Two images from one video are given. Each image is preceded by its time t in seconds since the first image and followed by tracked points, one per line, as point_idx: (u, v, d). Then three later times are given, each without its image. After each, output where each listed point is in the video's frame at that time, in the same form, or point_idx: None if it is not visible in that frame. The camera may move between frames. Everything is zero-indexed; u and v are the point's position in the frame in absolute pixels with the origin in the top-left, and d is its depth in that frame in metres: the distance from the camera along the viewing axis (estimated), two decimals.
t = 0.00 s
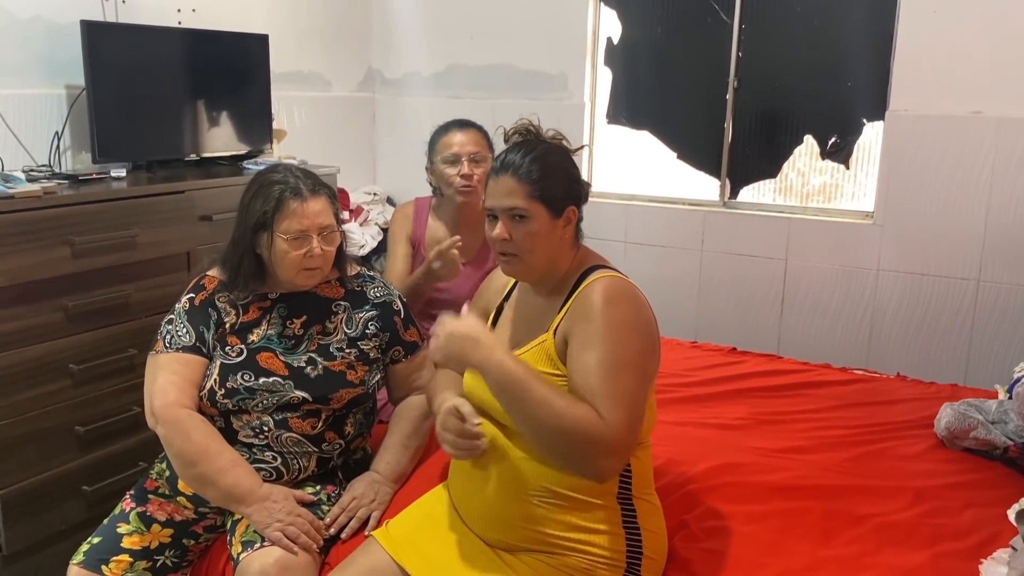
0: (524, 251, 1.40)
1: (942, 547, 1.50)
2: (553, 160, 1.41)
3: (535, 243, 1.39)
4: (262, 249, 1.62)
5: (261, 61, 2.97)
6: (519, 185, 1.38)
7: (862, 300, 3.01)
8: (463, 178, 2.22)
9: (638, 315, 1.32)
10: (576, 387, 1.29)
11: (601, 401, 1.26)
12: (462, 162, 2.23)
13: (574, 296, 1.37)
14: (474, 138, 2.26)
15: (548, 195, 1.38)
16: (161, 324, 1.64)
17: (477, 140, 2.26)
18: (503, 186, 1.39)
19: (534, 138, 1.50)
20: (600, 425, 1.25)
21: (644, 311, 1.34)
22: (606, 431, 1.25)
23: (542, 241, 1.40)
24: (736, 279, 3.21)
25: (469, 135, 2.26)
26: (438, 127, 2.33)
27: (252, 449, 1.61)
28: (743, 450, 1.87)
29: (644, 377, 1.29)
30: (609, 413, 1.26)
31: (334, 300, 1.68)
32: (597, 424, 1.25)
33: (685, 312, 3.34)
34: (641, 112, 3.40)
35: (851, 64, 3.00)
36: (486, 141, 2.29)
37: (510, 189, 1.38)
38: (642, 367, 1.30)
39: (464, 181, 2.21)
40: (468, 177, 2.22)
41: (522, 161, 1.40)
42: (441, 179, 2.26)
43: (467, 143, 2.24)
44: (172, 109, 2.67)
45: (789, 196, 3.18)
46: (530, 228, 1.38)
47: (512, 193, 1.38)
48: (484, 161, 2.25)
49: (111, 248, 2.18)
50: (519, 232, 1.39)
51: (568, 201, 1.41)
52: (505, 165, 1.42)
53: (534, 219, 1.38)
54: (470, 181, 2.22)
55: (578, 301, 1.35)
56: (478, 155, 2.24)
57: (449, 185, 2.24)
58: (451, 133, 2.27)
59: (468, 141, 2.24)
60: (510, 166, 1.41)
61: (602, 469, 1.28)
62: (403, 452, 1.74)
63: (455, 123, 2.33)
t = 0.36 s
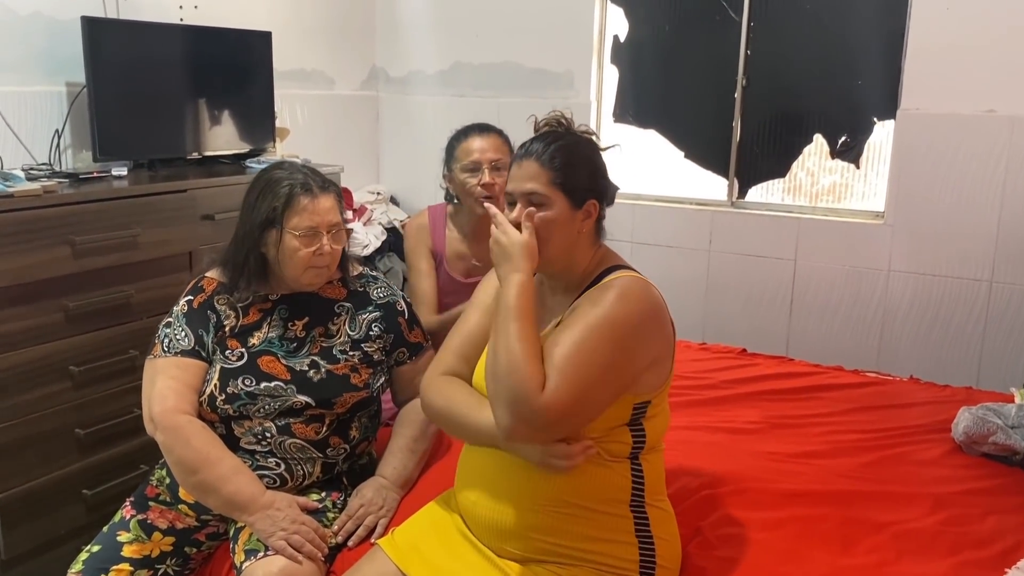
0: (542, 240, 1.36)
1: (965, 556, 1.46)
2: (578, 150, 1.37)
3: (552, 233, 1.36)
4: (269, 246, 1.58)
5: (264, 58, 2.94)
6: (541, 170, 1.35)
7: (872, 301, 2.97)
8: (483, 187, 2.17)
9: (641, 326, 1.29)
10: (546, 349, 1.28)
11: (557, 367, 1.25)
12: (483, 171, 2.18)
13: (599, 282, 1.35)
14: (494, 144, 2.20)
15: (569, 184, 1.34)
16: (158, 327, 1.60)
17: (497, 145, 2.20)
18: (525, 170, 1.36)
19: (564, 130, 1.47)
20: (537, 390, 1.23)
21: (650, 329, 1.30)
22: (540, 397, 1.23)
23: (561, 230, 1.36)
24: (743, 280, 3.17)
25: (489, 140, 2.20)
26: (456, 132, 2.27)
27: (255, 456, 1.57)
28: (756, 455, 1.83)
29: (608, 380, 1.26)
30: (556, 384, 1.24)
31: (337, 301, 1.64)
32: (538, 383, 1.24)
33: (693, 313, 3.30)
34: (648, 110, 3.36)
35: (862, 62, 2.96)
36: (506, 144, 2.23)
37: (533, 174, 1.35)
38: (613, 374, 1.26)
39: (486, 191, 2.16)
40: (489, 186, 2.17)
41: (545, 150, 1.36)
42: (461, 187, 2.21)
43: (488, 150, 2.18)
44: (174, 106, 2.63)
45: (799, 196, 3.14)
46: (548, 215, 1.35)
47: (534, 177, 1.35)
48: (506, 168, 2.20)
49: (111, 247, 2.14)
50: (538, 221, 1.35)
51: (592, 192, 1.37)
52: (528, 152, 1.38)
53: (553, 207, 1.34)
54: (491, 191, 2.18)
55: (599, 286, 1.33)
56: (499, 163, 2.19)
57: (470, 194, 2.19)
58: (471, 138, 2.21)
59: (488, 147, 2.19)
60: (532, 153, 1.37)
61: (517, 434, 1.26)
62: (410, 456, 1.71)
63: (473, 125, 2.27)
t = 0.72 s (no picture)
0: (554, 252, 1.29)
1: None
2: (596, 155, 1.29)
3: (568, 244, 1.28)
4: (282, 250, 1.50)
5: (265, 56, 2.86)
6: (555, 178, 1.26)
7: (890, 305, 2.89)
8: (474, 186, 2.12)
9: (667, 344, 1.20)
10: (568, 368, 1.21)
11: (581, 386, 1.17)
12: (474, 170, 2.12)
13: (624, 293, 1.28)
14: (490, 143, 2.13)
15: (585, 192, 1.26)
16: (148, 341, 1.51)
17: (492, 145, 2.13)
18: (538, 177, 1.27)
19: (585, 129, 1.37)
20: (558, 413, 1.16)
21: (676, 346, 1.22)
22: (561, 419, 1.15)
23: (576, 241, 1.28)
24: (757, 283, 3.09)
25: (484, 138, 2.12)
26: (456, 118, 2.19)
27: (254, 475, 1.51)
28: (779, 469, 1.76)
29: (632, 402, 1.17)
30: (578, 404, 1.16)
31: (337, 310, 1.57)
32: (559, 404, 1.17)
33: (704, 317, 3.22)
34: (659, 109, 3.27)
35: (880, 59, 2.87)
36: (502, 144, 2.15)
37: (546, 181, 1.27)
38: (637, 394, 1.18)
39: (474, 191, 2.11)
40: (480, 186, 2.12)
41: (562, 153, 1.28)
42: (453, 182, 2.17)
43: (481, 150, 2.11)
44: (172, 105, 2.55)
45: (814, 197, 3.06)
46: (563, 227, 1.27)
47: (547, 185, 1.26)
48: (498, 169, 2.13)
49: (107, 251, 2.06)
50: (552, 230, 1.27)
51: (610, 201, 1.29)
52: (544, 154, 1.30)
53: (569, 217, 1.26)
54: (480, 190, 2.12)
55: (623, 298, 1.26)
56: (491, 164, 2.12)
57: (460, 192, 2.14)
58: (467, 133, 2.14)
59: (483, 147, 2.12)
60: (548, 156, 1.29)
61: (537, 458, 1.19)
62: (417, 470, 1.63)
63: (475, 114, 2.18)
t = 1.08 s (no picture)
0: (578, 264, 1.22)
1: None
2: (627, 164, 1.22)
3: (594, 257, 1.21)
4: (285, 256, 1.44)
5: (273, 57, 2.80)
6: (584, 187, 1.20)
7: (914, 312, 2.81)
8: (486, 189, 2.08)
9: (702, 369, 1.14)
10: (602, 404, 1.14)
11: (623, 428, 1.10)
12: (486, 172, 2.08)
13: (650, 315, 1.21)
14: (505, 147, 2.10)
15: (615, 203, 1.20)
16: (154, 356, 1.45)
17: (507, 149, 2.09)
18: (567, 185, 1.22)
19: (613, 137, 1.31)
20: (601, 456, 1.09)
21: (712, 366, 1.16)
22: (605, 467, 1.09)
23: (603, 254, 1.21)
24: (776, 289, 3.01)
25: (499, 141, 2.10)
26: (477, 123, 2.19)
27: (266, 496, 1.44)
28: (811, 488, 1.69)
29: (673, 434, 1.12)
30: (621, 447, 1.09)
31: (351, 323, 1.50)
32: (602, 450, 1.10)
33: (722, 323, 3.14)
34: (675, 110, 3.20)
35: (903, 60, 2.80)
36: (517, 149, 2.11)
37: (575, 189, 1.21)
38: (678, 424, 1.12)
39: (484, 193, 2.07)
40: (491, 188, 2.07)
41: (590, 162, 1.22)
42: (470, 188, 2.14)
43: (492, 151, 2.09)
44: (179, 107, 2.49)
45: (835, 201, 2.98)
46: (590, 237, 1.20)
47: (576, 194, 1.20)
48: (509, 171, 2.08)
49: (113, 259, 2.00)
50: (576, 240, 1.21)
51: (639, 213, 1.22)
52: (572, 162, 1.24)
53: (597, 227, 1.20)
54: (491, 192, 2.07)
55: (650, 322, 1.19)
56: (501, 165, 2.08)
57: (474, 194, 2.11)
58: (482, 136, 2.12)
59: (497, 149, 2.09)
60: (576, 164, 1.23)
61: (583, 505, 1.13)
62: (432, 490, 1.57)
63: (495, 118, 2.16)
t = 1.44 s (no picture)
0: (582, 268, 1.19)
1: None
2: (635, 167, 1.20)
3: (596, 261, 1.18)
4: (295, 261, 1.41)
5: (284, 58, 2.77)
6: (589, 190, 1.19)
7: (932, 316, 2.76)
8: (503, 202, 2.07)
9: (744, 371, 1.09)
10: (727, 477, 1.04)
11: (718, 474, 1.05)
12: (503, 185, 2.06)
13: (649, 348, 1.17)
14: (524, 160, 2.07)
15: (621, 206, 1.18)
16: (165, 363, 1.42)
17: (525, 162, 2.06)
18: (573, 187, 1.21)
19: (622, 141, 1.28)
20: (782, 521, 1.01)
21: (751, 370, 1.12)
22: (743, 514, 1.01)
23: (606, 259, 1.18)
24: (791, 292, 2.96)
25: (518, 154, 2.07)
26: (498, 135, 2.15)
27: (277, 507, 1.41)
28: (834, 499, 1.65)
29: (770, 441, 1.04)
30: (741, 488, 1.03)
31: (365, 331, 1.47)
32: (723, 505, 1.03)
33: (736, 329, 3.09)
34: (689, 111, 3.16)
35: (922, 60, 2.75)
36: (536, 162, 2.08)
37: (580, 192, 1.20)
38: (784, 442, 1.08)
39: (501, 207, 2.06)
40: (508, 202, 2.06)
41: (595, 165, 1.20)
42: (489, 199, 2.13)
43: (511, 165, 2.06)
44: (189, 110, 2.47)
45: (851, 203, 2.93)
46: (593, 240, 1.18)
47: (580, 197, 1.19)
48: (527, 184, 2.05)
49: (121, 264, 1.97)
50: (580, 242, 1.18)
51: (646, 217, 1.19)
52: (577, 165, 1.23)
53: (601, 230, 1.18)
54: (510, 206, 2.06)
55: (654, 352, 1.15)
56: (519, 178, 2.05)
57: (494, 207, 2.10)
58: (501, 148, 2.09)
59: (515, 162, 2.07)
60: (581, 167, 1.22)
61: (747, 565, 1.04)
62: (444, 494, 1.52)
63: (514, 130, 2.13)
